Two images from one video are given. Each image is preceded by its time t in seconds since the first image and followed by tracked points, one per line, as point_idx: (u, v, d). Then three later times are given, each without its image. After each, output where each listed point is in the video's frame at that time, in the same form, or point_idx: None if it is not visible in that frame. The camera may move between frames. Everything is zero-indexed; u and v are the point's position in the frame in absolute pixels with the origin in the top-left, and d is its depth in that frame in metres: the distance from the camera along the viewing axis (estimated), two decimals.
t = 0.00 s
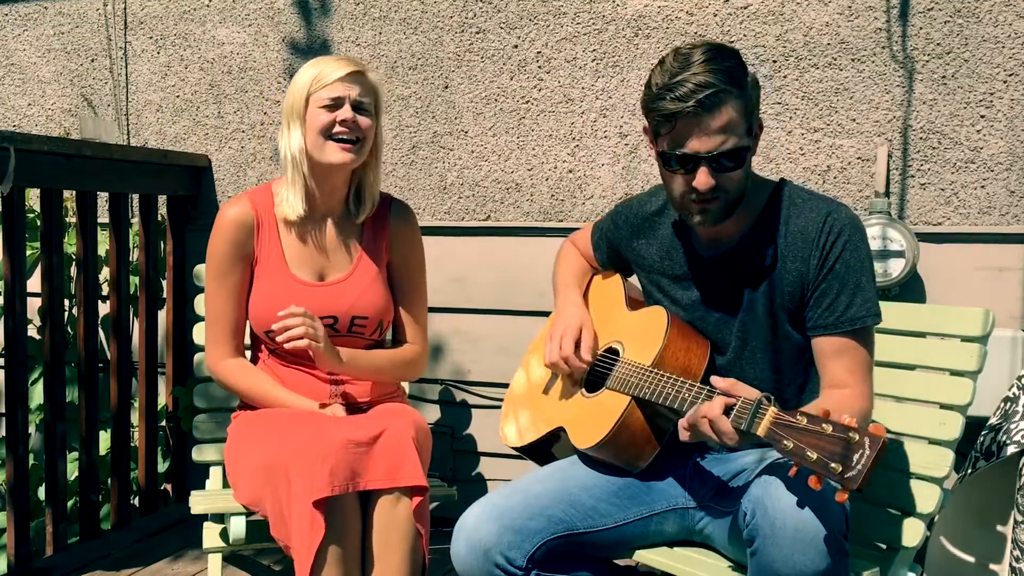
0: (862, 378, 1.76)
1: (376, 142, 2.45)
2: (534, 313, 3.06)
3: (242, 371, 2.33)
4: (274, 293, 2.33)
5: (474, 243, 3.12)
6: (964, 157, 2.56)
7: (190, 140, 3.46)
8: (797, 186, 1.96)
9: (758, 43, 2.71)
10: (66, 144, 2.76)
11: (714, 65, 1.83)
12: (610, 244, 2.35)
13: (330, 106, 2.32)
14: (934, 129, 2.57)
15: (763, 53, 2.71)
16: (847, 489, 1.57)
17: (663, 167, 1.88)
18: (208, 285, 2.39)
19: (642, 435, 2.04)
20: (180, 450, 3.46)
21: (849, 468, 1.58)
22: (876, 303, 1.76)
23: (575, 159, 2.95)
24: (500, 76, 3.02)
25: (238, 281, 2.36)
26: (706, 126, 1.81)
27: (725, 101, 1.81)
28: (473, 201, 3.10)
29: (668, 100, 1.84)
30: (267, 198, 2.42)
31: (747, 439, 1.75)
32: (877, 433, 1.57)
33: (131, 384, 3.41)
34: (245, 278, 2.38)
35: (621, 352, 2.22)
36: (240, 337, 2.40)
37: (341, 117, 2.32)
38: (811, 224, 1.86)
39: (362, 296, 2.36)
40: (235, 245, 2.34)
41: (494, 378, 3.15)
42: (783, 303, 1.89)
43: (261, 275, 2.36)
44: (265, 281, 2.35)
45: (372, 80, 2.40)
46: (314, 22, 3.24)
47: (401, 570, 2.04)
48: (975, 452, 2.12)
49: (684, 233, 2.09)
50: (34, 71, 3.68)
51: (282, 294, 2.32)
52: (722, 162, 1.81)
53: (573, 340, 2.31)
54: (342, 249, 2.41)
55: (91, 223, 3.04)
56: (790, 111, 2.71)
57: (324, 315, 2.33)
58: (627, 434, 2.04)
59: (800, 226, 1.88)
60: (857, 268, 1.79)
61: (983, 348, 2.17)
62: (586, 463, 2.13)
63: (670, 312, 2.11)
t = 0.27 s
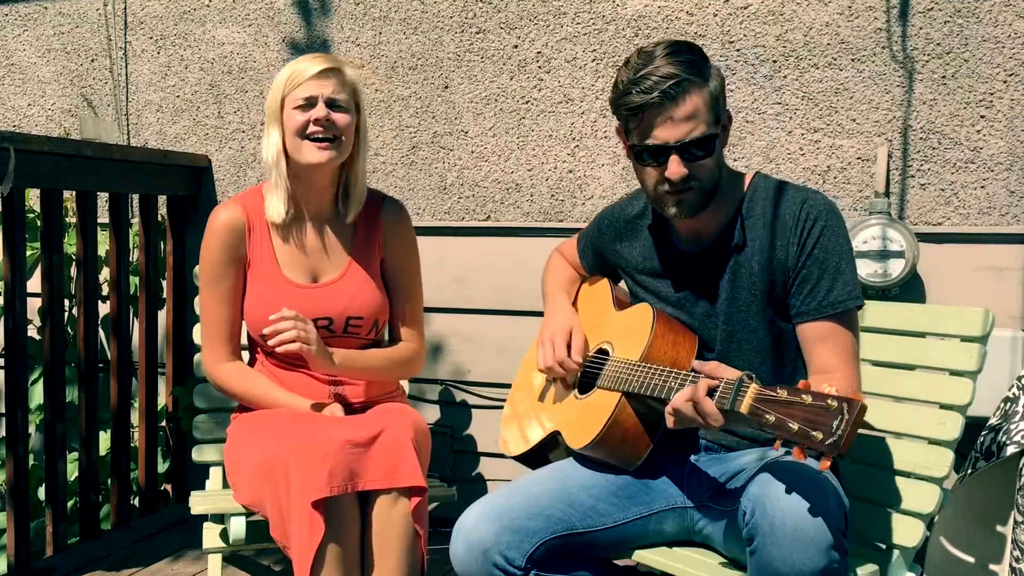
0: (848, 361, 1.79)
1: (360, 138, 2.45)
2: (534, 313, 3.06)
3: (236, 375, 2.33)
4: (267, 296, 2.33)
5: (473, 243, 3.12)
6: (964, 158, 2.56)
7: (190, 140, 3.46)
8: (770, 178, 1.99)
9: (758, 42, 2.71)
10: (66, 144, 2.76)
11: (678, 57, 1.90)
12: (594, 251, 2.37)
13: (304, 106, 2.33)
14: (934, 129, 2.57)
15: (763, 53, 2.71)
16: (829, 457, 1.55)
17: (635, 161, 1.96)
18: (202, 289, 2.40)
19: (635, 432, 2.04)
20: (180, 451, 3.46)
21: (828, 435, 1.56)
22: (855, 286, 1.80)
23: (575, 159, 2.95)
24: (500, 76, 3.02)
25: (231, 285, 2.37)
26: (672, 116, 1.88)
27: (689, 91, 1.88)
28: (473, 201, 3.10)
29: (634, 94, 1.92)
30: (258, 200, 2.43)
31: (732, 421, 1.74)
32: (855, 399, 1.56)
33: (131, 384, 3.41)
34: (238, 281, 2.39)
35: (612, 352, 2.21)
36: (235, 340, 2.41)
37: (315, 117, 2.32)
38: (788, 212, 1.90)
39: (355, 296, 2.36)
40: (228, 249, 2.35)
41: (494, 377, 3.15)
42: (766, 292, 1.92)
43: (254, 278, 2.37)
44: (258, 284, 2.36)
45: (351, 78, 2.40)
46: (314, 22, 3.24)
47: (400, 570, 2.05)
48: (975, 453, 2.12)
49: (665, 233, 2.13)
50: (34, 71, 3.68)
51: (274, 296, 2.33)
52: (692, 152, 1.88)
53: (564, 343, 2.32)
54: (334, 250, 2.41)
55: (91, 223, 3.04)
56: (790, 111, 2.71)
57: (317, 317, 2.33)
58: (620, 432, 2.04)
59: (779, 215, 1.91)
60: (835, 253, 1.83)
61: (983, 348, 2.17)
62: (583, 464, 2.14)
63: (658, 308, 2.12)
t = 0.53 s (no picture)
0: (836, 354, 1.77)
1: (349, 136, 2.44)
2: (533, 313, 3.06)
3: (233, 376, 2.33)
4: (262, 297, 2.34)
5: (473, 243, 3.12)
6: (964, 158, 2.56)
7: (190, 140, 3.46)
8: (753, 175, 2.01)
9: (758, 42, 2.71)
10: (66, 144, 2.76)
11: (643, 55, 1.95)
12: (586, 255, 2.39)
13: (289, 106, 2.33)
14: (934, 129, 2.57)
15: (763, 53, 2.71)
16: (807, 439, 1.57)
17: (611, 161, 2.01)
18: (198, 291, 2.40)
19: (627, 432, 2.06)
20: (181, 450, 3.46)
21: (804, 417, 1.58)
22: (839, 277, 1.79)
23: (575, 159, 2.95)
24: (500, 76, 3.02)
25: (226, 286, 2.38)
26: (639, 110, 1.94)
27: (655, 85, 1.93)
28: (473, 201, 3.10)
29: (603, 94, 1.98)
30: (251, 202, 2.43)
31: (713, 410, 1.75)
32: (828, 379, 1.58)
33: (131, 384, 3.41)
34: (234, 282, 2.39)
35: (603, 352, 2.22)
36: (231, 342, 2.41)
37: (301, 116, 2.32)
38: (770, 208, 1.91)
39: (349, 296, 2.36)
40: (222, 251, 2.36)
41: (494, 377, 3.15)
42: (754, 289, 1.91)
43: (248, 279, 2.37)
44: (252, 285, 2.36)
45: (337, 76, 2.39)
46: (314, 22, 3.24)
47: (399, 570, 2.04)
48: (975, 453, 2.12)
49: (655, 233, 2.16)
50: (34, 72, 3.69)
51: (269, 297, 2.33)
52: (666, 147, 1.93)
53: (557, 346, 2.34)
54: (328, 250, 2.41)
55: (91, 223, 3.05)
56: (790, 111, 2.71)
57: (312, 317, 2.33)
58: (612, 432, 2.06)
59: (762, 211, 1.91)
60: (819, 246, 1.82)
61: (983, 348, 2.17)
62: (579, 464, 2.15)
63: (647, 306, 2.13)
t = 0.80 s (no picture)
0: (836, 356, 1.77)
1: (351, 136, 2.44)
2: (533, 313, 3.06)
3: (233, 377, 2.33)
4: (261, 297, 2.34)
5: (473, 242, 3.12)
6: (964, 158, 2.56)
7: (190, 140, 3.46)
8: (753, 175, 2.00)
9: (758, 42, 2.71)
10: (65, 144, 2.76)
11: (635, 55, 1.98)
12: (588, 256, 2.39)
13: (294, 107, 2.32)
14: (934, 129, 2.57)
15: (763, 53, 2.71)
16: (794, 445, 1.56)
17: (607, 162, 2.01)
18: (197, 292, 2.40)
19: (626, 432, 2.05)
20: (181, 450, 3.46)
21: (791, 423, 1.57)
22: (838, 280, 1.78)
23: (575, 159, 2.95)
24: (500, 76, 3.02)
25: (225, 287, 2.37)
26: (632, 108, 1.95)
27: (647, 83, 1.95)
28: (473, 201, 3.10)
29: (596, 94, 2.00)
30: (250, 202, 2.43)
31: (709, 412, 1.75)
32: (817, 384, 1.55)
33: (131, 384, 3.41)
34: (233, 283, 2.39)
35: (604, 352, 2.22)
36: (231, 342, 2.41)
37: (306, 116, 2.31)
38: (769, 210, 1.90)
39: (348, 296, 2.36)
40: (221, 252, 2.35)
41: (494, 377, 3.15)
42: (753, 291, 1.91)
43: (248, 280, 2.37)
44: (252, 285, 2.36)
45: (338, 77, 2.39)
46: (314, 22, 3.24)
47: (399, 570, 2.04)
48: (975, 453, 2.12)
49: (654, 234, 2.15)
50: (34, 72, 3.68)
51: (268, 297, 2.33)
52: (659, 144, 1.93)
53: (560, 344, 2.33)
54: (327, 250, 2.41)
55: (91, 223, 3.04)
56: (790, 111, 2.71)
57: (311, 317, 2.33)
58: (610, 432, 2.06)
59: (762, 212, 1.91)
60: (817, 248, 1.82)
61: (982, 347, 2.17)
62: (578, 464, 2.16)
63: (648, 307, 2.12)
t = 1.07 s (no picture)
0: (846, 367, 1.77)
1: (354, 134, 2.44)
2: (534, 313, 3.06)
3: (234, 375, 2.32)
4: (264, 296, 2.34)
5: (473, 242, 3.12)
6: (964, 158, 2.55)
7: (190, 140, 3.46)
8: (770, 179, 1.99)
9: (758, 42, 2.71)
10: (65, 144, 2.76)
11: (659, 57, 1.93)
12: (597, 252, 2.38)
13: (298, 104, 2.32)
14: (934, 129, 2.57)
15: (763, 53, 2.71)
16: (803, 465, 1.57)
17: (626, 164, 1.98)
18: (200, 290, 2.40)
19: (630, 433, 2.05)
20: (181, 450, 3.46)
21: (802, 444, 1.57)
22: (852, 291, 1.78)
23: (575, 159, 2.95)
24: (500, 76, 3.02)
25: (228, 285, 2.38)
26: (655, 113, 1.91)
27: (672, 88, 1.91)
28: (473, 201, 3.10)
29: (618, 96, 1.95)
30: (253, 200, 2.43)
31: (717, 425, 1.75)
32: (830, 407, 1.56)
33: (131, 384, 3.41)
34: (235, 281, 2.39)
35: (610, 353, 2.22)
36: (233, 341, 2.41)
37: (311, 112, 2.32)
38: (784, 217, 1.89)
39: (351, 295, 2.36)
40: (224, 250, 2.36)
41: (494, 377, 3.15)
42: (765, 298, 1.91)
43: (250, 278, 2.37)
44: (254, 284, 2.36)
45: (341, 75, 2.39)
46: (314, 22, 3.24)
47: (399, 570, 2.05)
48: (975, 453, 2.12)
49: (665, 233, 2.14)
50: (34, 71, 3.68)
51: (271, 296, 2.33)
52: (682, 151, 1.90)
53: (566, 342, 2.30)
54: (330, 249, 2.41)
55: (90, 223, 3.05)
56: (790, 111, 2.71)
57: (314, 316, 2.33)
58: (614, 434, 2.05)
59: (777, 219, 1.90)
60: (832, 259, 1.82)
61: (982, 348, 2.17)
62: (578, 463, 2.15)
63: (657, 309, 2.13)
